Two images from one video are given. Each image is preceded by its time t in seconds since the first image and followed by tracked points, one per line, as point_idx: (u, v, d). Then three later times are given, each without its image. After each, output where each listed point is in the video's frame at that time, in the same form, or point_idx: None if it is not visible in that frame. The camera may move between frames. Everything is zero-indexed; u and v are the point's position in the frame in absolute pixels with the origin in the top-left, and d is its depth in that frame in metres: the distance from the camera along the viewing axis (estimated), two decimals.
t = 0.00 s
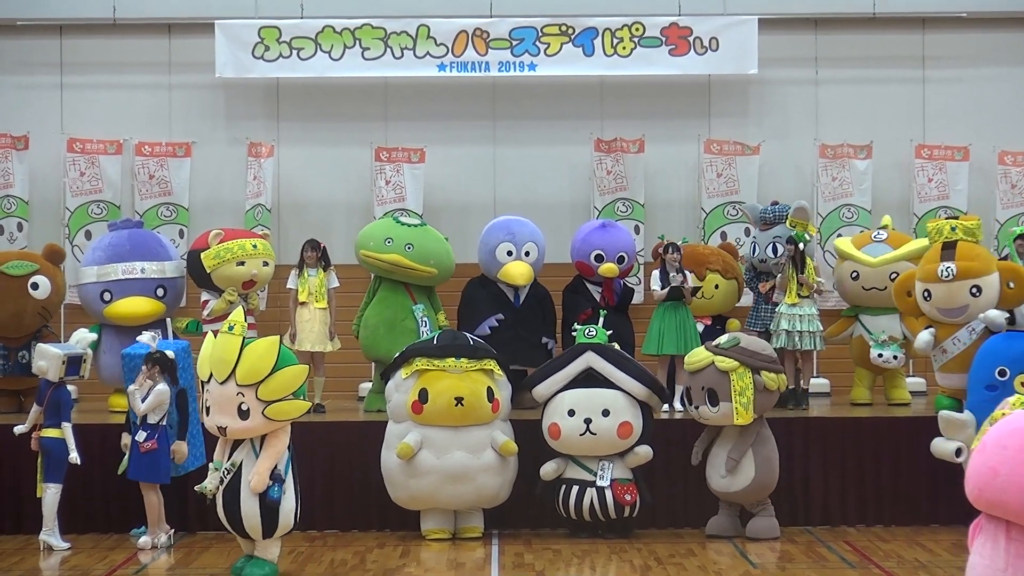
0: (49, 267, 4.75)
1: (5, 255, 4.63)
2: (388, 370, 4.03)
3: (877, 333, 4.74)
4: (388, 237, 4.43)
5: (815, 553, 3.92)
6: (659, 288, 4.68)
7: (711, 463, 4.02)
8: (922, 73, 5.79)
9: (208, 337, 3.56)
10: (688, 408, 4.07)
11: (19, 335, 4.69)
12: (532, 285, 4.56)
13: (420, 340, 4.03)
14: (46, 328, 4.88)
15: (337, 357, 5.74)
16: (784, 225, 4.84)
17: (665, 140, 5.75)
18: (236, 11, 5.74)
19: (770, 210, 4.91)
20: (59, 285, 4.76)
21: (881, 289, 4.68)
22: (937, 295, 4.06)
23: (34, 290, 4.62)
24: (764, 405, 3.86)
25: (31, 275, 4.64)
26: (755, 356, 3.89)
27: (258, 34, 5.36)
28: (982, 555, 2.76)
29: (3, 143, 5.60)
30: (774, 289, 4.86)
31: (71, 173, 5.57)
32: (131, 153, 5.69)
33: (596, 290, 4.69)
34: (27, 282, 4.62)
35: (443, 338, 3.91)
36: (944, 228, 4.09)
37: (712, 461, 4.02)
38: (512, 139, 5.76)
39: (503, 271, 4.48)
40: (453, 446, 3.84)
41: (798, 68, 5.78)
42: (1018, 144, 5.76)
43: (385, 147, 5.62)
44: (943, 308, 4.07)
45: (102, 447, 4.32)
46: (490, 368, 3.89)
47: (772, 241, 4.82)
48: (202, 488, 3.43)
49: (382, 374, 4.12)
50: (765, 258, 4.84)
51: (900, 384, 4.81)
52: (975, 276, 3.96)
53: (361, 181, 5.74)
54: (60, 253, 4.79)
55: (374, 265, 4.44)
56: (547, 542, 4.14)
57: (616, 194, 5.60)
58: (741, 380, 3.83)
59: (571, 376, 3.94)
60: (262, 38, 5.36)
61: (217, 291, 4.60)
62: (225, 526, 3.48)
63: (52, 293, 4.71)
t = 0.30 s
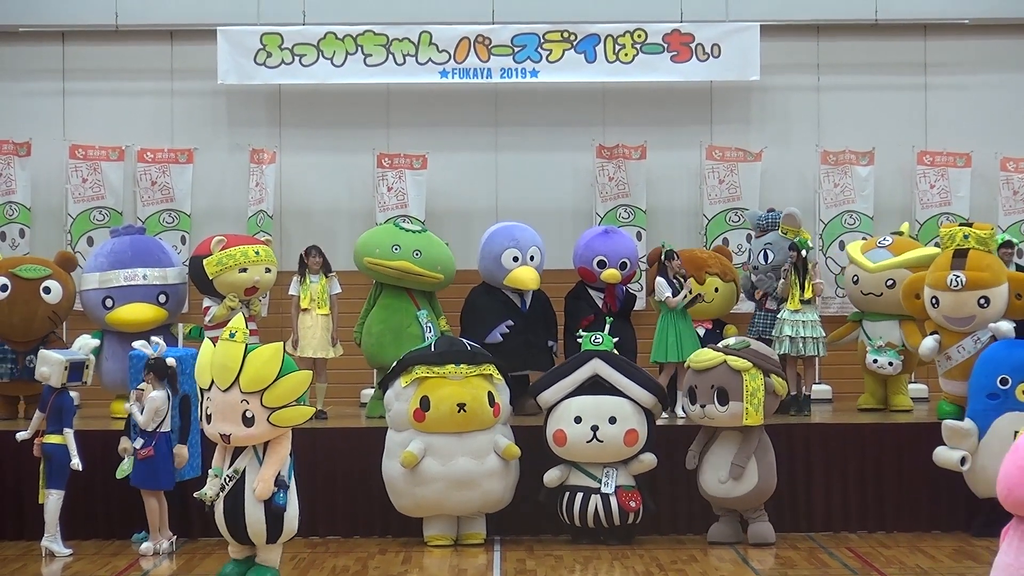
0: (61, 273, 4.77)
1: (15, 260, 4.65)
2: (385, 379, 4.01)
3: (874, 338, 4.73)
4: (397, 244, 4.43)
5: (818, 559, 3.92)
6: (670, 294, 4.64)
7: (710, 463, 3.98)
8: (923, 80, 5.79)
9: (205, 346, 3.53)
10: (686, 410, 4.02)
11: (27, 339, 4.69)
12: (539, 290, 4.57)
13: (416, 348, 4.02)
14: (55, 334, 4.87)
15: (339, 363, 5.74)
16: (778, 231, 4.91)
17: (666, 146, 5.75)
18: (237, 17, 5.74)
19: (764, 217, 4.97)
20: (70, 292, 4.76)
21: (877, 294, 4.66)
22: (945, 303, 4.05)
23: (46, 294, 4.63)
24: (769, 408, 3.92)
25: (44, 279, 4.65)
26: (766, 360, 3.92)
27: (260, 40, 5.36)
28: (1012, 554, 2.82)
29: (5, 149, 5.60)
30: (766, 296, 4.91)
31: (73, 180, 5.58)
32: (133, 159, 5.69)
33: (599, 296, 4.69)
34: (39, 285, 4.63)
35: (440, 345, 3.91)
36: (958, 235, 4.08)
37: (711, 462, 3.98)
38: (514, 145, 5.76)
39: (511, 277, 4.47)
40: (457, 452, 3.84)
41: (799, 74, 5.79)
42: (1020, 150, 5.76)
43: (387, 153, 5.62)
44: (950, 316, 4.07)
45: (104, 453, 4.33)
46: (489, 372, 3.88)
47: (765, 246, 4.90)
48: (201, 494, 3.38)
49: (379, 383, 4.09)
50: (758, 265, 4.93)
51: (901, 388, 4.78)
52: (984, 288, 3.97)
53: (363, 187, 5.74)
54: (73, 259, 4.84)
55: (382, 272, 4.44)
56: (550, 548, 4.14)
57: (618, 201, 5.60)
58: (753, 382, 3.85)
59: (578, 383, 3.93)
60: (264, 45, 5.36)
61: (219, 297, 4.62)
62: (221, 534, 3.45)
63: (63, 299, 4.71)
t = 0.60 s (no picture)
0: (62, 273, 4.78)
1: (17, 261, 4.66)
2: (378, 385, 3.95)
3: (875, 339, 4.74)
4: (402, 246, 4.43)
5: (819, 560, 3.93)
6: (674, 294, 4.63)
7: (718, 457, 3.97)
8: (925, 81, 5.79)
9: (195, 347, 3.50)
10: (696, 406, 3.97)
11: (31, 340, 4.68)
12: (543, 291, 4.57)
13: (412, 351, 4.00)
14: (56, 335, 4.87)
15: (340, 364, 5.75)
16: (773, 233, 4.92)
17: (668, 147, 5.75)
18: (239, 19, 5.74)
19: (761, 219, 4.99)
20: (71, 292, 4.76)
21: (874, 296, 4.65)
22: (949, 304, 4.06)
23: (47, 294, 4.63)
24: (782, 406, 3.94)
25: (46, 280, 4.66)
26: (780, 357, 3.95)
27: (261, 42, 5.36)
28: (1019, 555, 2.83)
29: (7, 150, 5.61)
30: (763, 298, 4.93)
31: (75, 181, 5.58)
32: (135, 161, 5.69)
33: (599, 296, 4.68)
34: (43, 286, 4.64)
35: (438, 348, 3.90)
36: (962, 236, 4.07)
37: (719, 457, 3.97)
38: (516, 146, 5.76)
39: (517, 279, 4.46)
40: (466, 453, 3.84)
41: (800, 75, 5.79)
42: (1022, 151, 5.76)
43: (389, 155, 5.62)
44: (954, 317, 4.07)
45: (106, 454, 4.33)
46: (490, 371, 3.91)
47: (760, 248, 4.92)
48: (193, 494, 3.37)
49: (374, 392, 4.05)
50: (753, 266, 4.95)
51: (906, 391, 4.78)
52: (988, 289, 3.97)
53: (365, 189, 5.74)
54: (73, 260, 4.84)
55: (393, 276, 4.43)
56: (552, 549, 4.15)
57: (620, 202, 5.60)
58: (771, 377, 3.86)
59: (579, 384, 3.94)
60: (265, 46, 5.36)
61: (220, 300, 4.62)
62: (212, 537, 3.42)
63: (66, 299, 4.72)
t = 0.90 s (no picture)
0: (62, 273, 4.76)
1: (17, 263, 4.66)
2: (381, 385, 3.90)
3: (880, 337, 4.74)
4: (408, 246, 4.43)
5: (823, 558, 3.93)
6: (675, 292, 4.64)
7: (731, 453, 3.97)
8: (927, 79, 5.79)
9: (186, 347, 3.43)
10: (707, 403, 3.98)
11: (31, 340, 4.68)
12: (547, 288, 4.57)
13: (408, 352, 3.97)
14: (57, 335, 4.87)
15: (343, 363, 5.75)
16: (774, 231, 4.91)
17: (670, 145, 5.75)
18: (241, 18, 5.74)
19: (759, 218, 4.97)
20: (71, 292, 4.75)
21: (877, 294, 4.65)
22: (954, 302, 4.05)
23: (46, 295, 4.62)
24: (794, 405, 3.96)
25: (46, 281, 4.65)
26: (792, 356, 3.95)
27: (264, 41, 5.36)
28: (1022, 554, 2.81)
29: (10, 150, 5.61)
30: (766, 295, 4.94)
31: (78, 180, 5.58)
32: (137, 160, 5.69)
33: (599, 293, 4.66)
34: (41, 287, 4.63)
35: (441, 348, 3.90)
36: (966, 234, 4.08)
37: (733, 453, 3.96)
38: (518, 144, 5.77)
39: (520, 278, 4.45)
40: (478, 450, 3.85)
41: (803, 73, 5.79)
42: None
43: (391, 153, 5.62)
44: (959, 314, 4.07)
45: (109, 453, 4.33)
46: (492, 367, 3.93)
47: (762, 248, 4.92)
48: (194, 498, 3.33)
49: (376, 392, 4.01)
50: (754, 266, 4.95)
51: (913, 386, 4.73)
52: (993, 287, 3.97)
53: (367, 187, 5.74)
54: (73, 260, 4.82)
55: (408, 279, 4.43)
56: (555, 547, 4.15)
57: (622, 200, 5.61)
58: (783, 375, 3.86)
59: (577, 383, 3.93)
60: (268, 45, 5.36)
61: (220, 297, 4.63)
62: (213, 538, 3.39)
63: (65, 300, 4.70)
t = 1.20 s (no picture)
0: (50, 270, 4.77)
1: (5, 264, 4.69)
2: (387, 386, 3.89)
3: (889, 338, 4.73)
4: (414, 250, 4.42)
5: (827, 559, 3.93)
6: (677, 292, 4.64)
7: (742, 450, 3.95)
8: (932, 79, 5.79)
9: (197, 346, 3.38)
10: (715, 401, 4.00)
11: (28, 339, 4.68)
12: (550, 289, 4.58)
13: (412, 351, 3.97)
14: (57, 333, 4.87)
15: (347, 363, 5.76)
16: (785, 233, 4.89)
17: (675, 146, 5.76)
18: (246, 17, 5.74)
19: (767, 219, 4.94)
20: (62, 288, 4.75)
21: (885, 295, 4.65)
22: (958, 302, 4.05)
23: (34, 293, 4.63)
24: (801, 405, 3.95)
25: (33, 279, 4.66)
26: (801, 357, 3.94)
27: (269, 40, 5.36)
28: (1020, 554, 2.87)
29: (14, 149, 5.60)
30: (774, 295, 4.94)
31: (82, 180, 5.59)
32: (142, 160, 5.70)
33: (603, 295, 4.66)
34: (29, 285, 4.64)
35: (447, 348, 3.91)
36: (971, 235, 4.08)
37: (744, 451, 3.95)
38: (523, 145, 5.77)
39: (523, 279, 4.45)
40: (486, 449, 3.86)
41: (808, 74, 5.79)
42: None
43: (396, 153, 5.62)
44: (963, 315, 4.07)
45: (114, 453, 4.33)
46: (498, 367, 3.93)
47: (773, 250, 4.88)
48: (204, 498, 3.28)
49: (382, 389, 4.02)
50: (767, 268, 4.91)
51: (920, 389, 4.74)
52: (998, 288, 3.97)
53: (372, 187, 5.74)
54: (60, 256, 4.82)
55: (413, 283, 4.43)
56: (559, 548, 4.14)
57: (627, 200, 5.60)
58: (788, 374, 3.85)
59: (582, 383, 3.94)
60: (273, 45, 5.36)
61: (226, 298, 4.61)
62: (221, 540, 3.34)
63: (55, 297, 4.70)
